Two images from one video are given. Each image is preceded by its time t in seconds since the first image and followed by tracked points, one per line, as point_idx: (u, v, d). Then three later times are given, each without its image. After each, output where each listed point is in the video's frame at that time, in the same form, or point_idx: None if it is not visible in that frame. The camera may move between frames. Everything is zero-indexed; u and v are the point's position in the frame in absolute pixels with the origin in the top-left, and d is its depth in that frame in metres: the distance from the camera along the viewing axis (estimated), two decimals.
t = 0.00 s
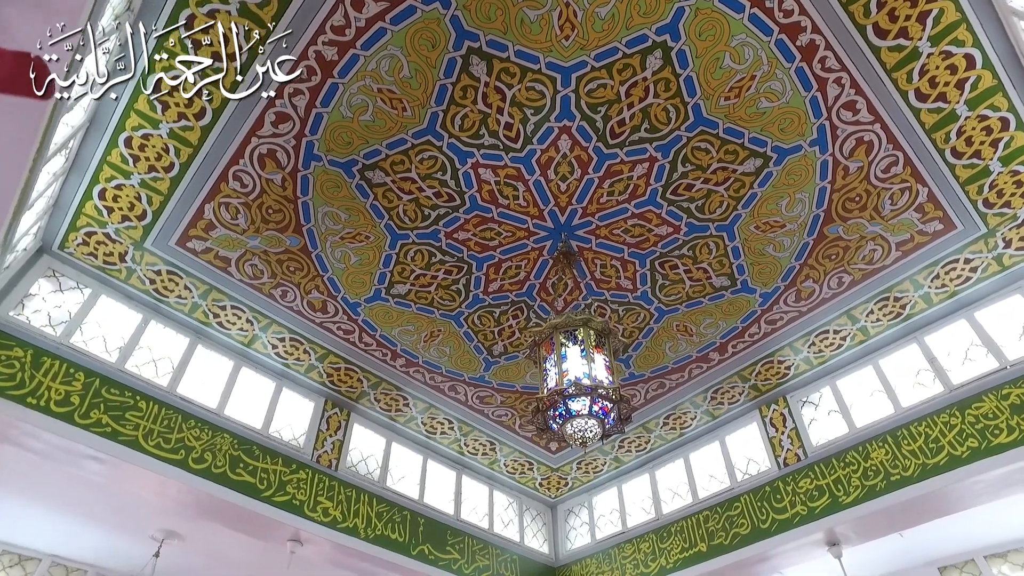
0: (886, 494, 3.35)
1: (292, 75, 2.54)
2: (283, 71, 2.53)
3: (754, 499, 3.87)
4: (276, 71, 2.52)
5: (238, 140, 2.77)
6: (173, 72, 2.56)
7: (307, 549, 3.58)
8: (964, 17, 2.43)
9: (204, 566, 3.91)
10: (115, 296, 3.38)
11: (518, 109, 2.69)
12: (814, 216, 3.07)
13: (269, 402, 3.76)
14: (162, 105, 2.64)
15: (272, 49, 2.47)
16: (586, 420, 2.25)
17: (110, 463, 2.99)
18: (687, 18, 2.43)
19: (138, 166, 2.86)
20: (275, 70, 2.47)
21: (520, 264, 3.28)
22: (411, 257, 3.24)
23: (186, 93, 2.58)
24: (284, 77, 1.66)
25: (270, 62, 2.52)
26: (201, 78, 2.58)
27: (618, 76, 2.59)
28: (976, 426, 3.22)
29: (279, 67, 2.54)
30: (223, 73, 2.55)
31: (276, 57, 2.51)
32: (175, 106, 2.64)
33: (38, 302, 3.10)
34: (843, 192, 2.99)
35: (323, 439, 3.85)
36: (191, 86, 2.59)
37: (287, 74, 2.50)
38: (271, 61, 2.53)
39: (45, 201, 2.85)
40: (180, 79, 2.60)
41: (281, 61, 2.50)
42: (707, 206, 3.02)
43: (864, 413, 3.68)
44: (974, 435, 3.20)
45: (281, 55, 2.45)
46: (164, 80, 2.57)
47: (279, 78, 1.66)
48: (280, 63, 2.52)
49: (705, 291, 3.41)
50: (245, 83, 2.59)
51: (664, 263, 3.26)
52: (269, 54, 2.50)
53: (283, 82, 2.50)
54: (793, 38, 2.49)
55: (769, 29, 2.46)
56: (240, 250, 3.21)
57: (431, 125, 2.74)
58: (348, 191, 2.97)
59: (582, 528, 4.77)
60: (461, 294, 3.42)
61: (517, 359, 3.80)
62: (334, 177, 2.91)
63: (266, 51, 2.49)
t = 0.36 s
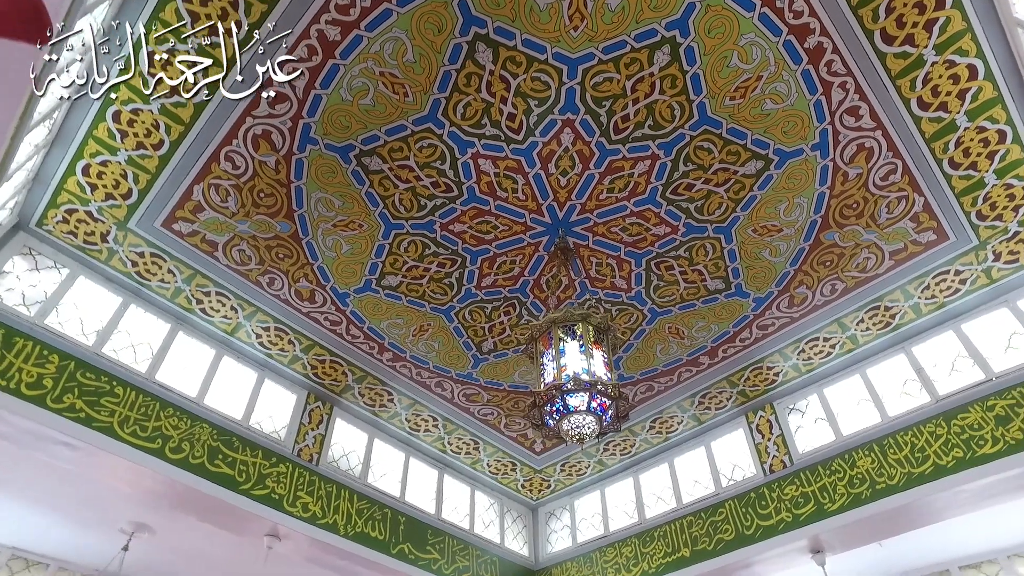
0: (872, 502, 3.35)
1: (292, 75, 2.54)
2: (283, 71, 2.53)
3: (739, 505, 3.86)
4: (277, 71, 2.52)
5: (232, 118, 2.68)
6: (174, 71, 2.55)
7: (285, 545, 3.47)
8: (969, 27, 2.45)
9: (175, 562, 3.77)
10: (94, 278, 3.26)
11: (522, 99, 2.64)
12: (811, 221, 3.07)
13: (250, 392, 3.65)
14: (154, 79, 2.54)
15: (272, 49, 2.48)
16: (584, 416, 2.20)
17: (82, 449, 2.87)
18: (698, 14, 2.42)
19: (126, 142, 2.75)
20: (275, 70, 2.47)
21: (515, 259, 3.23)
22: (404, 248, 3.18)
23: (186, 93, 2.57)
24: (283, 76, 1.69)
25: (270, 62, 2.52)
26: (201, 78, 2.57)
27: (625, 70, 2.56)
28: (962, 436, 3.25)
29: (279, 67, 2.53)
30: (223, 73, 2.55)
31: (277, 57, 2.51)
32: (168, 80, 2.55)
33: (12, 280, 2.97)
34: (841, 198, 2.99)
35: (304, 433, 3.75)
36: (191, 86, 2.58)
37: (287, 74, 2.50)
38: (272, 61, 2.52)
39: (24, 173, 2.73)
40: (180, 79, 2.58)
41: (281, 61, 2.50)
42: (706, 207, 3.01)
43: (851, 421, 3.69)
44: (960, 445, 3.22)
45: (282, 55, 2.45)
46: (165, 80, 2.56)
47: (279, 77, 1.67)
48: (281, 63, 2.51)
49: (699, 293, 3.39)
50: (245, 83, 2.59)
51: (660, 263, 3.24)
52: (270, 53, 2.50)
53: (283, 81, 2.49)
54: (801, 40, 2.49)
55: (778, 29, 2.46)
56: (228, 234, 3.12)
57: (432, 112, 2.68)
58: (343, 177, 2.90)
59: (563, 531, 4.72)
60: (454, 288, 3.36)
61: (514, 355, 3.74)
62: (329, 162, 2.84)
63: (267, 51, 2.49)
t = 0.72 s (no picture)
0: (853, 508, 3.37)
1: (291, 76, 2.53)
2: (283, 72, 2.52)
3: (720, 509, 3.85)
4: (276, 72, 2.51)
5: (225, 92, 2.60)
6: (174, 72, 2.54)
7: (259, 536, 3.37)
8: (969, 37, 2.48)
9: (142, 553, 3.64)
10: (70, 253, 3.14)
11: (524, 88, 2.61)
12: (805, 225, 3.08)
13: (229, 379, 3.55)
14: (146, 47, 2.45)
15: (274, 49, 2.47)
16: (579, 408, 2.16)
17: (52, 430, 2.75)
18: (705, 10, 2.41)
19: (112, 113, 2.65)
20: (274, 71, 2.45)
21: (508, 251, 3.19)
22: (396, 235, 3.11)
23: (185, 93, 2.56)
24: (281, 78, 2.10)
25: (270, 62, 2.51)
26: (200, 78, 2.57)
27: (630, 63, 2.54)
28: (943, 444, 3.28)
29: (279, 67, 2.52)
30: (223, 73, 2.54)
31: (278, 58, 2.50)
32: (161, 49, 2.46)
33: None
34: (836, 204, 3.01)
35: (283, 423, 3.65)
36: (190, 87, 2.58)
37: (287, 76, 2.49)
38: (271, 62, 2.51)
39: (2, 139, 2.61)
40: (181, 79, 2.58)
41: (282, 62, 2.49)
42: (703, 206, 3.01)
43: (834, 428, 3.71)
44: (941, 453, 3.25)
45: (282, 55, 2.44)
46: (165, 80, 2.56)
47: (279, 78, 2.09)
48: (281, 63, 2.50)
49: (690, 294, 3.39)
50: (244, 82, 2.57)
51: (653, 262, 3.23)
52: (271, 55, 2.48)
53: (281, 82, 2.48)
54: (806, 41, 2.50)
55: (784, 30, 2.46)
56: (215, 213, 3.03)
57: (433, 96, 2.63)
58: (337, 159, 2.83)
59: (541, 532, 4.66)
60: (444, 279, 3.31)
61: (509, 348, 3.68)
62: (324, 143, 2.77)
63: (268, 52, 2.48)
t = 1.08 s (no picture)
0: (837, 513, 3.38)
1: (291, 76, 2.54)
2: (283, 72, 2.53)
3: (703, 511, 3.83)
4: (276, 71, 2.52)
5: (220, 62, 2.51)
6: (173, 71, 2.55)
7: (234, 526, 3.26)
8: (971, 45, 2.50)
9: (107, 541, 3.48)
10: (46, 224, 3.00)
11: (529, 72, 2.56)
12: (801, 227, 3.08)
13: (207, 363, 3.43)
14: (139, 9, 2.36)
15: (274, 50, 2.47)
16: (577, 398, 2.12)
17: (19, 406, 2.62)
18: (716, 3, 2.39)
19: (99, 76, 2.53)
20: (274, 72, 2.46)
21: (503, 241, 3.14)
22: (389, 220, 3.04)
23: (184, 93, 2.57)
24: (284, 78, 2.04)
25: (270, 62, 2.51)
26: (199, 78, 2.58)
27: (637, 52, 2.51)
28: (927, 452, 3.30)
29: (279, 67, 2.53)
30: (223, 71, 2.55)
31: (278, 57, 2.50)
32: (156, 12, 2.36)
33: None
34: (833, 207, 3.02)
35: (262, 410, 3.55)
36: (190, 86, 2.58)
37: (287, 76, 2.51)
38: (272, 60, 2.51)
39: None
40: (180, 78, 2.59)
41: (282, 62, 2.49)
42: (701, 203, 2.99)
43: (819, 433, 3.72)
44: (925, 460, 3.28)
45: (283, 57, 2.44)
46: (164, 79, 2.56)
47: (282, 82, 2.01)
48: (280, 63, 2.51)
49: (683, 293, 3.37)
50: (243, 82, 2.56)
51: (648, 258, 3.21)
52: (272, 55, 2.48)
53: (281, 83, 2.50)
54: (813, 40, 2.49)
55: (793, 27, 2.45)
56: (202, 188, 2.92)
57: (435, 77, 2.57)
58: (333, 137, 2.75)
59: (520, 532, 4.60)
60: (435, 267, 3.25)
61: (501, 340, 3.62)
62: (320, 120, 2.69)
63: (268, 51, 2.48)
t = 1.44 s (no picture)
0: (822, 520, 3.40)
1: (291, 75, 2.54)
2: (282, 71, 2.52)
3: (688, 516, 3.83)
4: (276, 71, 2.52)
5: (222, 36, 2.44)
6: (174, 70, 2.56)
7: (213, 517, 3.16)
8: (975, 59, 2.54)
9: (76, 530, 3.35)
10: (27, 197, 2.87)
11: (539, 63, 2.53)
12: (799, 233, 3.10)
13: (191, 348, 3.33)
14: None
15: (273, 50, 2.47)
16: (580, 393, 2.08)
17: None
18: (730, 3, 2.39)
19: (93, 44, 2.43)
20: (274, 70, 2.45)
21: (501, 235, 3.11)
22: (387, 208, 2.99)
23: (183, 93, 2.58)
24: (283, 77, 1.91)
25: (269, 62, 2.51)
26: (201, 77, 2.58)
27: (649, 49, 2.50)
28: (911, 461, 3.34)
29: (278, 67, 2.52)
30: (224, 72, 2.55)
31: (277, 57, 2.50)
32: None
33: None
34: (831, 215, 3.04)
35: (246, 399, 3.45)
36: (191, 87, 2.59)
37: (288, 75, 2.51)
38: (271, 61, 2.52)
39: None
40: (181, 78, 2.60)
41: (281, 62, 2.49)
42: (702, 205, 2.99)
43: (805, 441, 3.74)
44: (909, 469, 3.31)
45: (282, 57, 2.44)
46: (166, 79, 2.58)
47: (279, 78, 1.89)
48: (281, 63, 2.51)
49: (678, 295, 3.38)
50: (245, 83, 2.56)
51: (646, 258, 3.21)
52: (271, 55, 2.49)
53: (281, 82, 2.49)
54: (823, 46, 2.50)
55: (804, 31, 2.46)
56: (195, 167, 2.83)
57: (444, 63, 2.52)
58: (334, 120, 2.69)
59: (501, 532, 4.55)
60: (431, 259, 3.20)
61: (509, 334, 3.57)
62: (323, 101, 2.63)
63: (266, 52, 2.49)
